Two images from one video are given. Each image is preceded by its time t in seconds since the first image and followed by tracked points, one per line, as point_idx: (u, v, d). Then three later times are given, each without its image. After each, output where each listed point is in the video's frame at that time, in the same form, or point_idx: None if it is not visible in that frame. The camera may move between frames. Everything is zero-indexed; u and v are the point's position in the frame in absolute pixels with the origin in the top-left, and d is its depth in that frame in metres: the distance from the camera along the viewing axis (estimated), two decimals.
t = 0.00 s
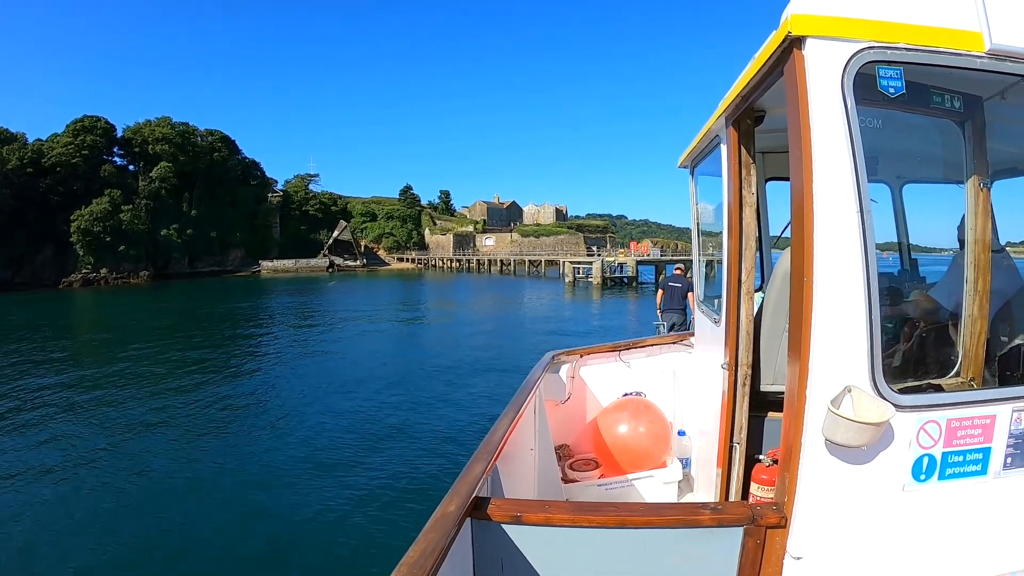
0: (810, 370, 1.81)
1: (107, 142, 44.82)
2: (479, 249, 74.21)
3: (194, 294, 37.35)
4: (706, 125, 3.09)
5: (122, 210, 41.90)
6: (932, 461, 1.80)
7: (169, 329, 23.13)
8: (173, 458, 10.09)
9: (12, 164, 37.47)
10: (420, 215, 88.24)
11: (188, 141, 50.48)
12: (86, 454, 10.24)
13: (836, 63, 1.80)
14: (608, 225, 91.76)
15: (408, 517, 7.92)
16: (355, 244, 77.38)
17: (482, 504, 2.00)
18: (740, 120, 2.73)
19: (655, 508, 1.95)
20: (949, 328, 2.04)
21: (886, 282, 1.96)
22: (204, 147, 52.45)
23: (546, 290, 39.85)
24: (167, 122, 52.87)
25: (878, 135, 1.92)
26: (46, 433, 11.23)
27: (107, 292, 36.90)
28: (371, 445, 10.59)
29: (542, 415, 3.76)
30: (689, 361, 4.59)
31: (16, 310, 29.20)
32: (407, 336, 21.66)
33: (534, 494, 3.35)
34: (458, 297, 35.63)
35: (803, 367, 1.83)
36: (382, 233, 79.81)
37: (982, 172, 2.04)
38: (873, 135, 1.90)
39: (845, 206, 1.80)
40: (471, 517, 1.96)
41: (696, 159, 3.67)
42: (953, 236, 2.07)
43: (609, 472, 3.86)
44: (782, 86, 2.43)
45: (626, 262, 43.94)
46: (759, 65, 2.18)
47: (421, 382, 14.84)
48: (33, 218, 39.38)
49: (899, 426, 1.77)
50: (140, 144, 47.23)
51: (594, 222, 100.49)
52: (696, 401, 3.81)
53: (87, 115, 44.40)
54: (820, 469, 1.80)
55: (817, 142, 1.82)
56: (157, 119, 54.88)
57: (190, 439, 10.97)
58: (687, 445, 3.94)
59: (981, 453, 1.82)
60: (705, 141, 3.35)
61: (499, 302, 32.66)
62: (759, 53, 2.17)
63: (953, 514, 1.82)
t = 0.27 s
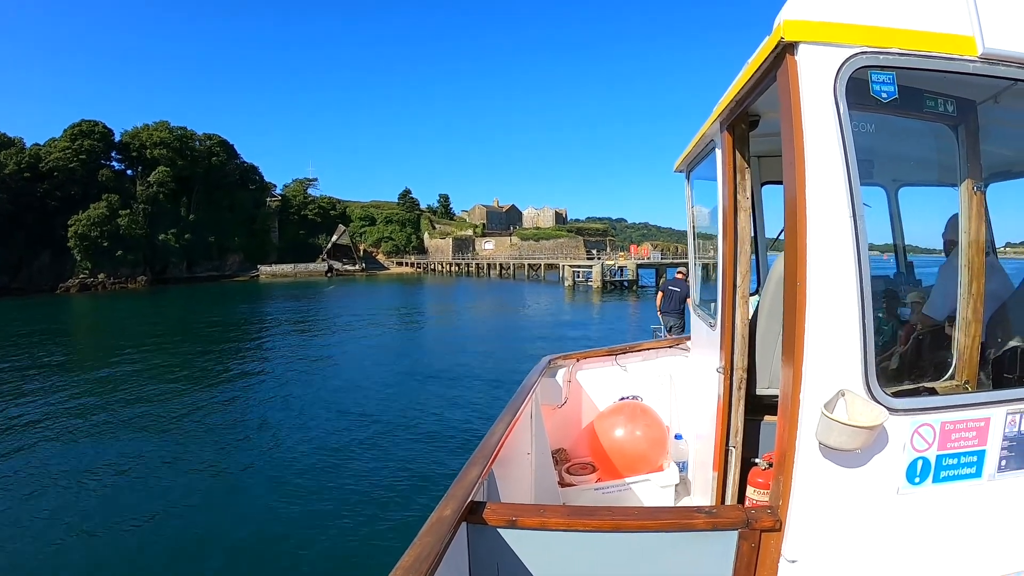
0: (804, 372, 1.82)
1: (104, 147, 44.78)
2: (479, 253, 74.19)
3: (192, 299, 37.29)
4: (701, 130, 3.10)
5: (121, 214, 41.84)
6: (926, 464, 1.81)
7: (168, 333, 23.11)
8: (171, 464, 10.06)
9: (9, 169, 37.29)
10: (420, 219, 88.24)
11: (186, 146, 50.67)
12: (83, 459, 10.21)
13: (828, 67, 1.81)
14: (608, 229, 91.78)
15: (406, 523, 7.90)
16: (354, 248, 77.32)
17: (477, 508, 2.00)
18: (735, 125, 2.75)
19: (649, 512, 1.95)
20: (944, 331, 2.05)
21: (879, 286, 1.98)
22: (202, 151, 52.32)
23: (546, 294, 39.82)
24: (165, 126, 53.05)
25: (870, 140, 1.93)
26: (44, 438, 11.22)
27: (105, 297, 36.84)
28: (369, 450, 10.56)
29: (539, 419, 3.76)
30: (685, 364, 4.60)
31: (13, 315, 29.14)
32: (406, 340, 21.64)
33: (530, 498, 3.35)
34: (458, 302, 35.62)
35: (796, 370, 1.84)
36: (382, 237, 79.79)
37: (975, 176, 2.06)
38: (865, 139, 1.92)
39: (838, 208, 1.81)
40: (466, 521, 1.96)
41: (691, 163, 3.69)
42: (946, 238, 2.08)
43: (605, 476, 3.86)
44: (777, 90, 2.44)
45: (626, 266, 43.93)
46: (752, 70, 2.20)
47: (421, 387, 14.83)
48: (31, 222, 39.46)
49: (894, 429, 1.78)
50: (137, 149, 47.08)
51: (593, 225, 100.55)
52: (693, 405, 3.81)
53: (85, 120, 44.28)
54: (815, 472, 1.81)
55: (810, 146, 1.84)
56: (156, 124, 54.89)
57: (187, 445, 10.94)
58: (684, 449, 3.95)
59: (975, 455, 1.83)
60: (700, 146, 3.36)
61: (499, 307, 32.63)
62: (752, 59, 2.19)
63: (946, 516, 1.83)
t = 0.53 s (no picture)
0: (800, 374, 1.82)
1: (102, 151, 44.68)
2: (479, 256, 74.15)
3: (191, 303, 37.18)
4: (698, 132, 3.11)
5: (120, 218, 41.63)
6: (923, 466, 1.80)
7: (166, 338, 23.06)
8: (169, 469, 10.02)
9: (7, 174, 37.05)
10: (419, 223, 88.22)
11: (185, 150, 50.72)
12: (81, 466, 10.17)
13: (823, 70, 1.81)
14: (608, 231, 91.87)
15: (406, 527, 7.89)
16: (354, 252, 77.26)
17: (474, 512, 1.99)
18: (731, 127, 2.74)
19: (647, 515, 1.94)
20: (941, 333, 2.05)
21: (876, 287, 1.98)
22: (201, 155, 52.23)
23: (546, 297, 39.81)
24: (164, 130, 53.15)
25: (866, 141, 1.93)
26: (42, 444, 11.19)
27: (103, 303, 36.76)
28: (369, 454, 10.54)
29: (537, 422, 3.75)
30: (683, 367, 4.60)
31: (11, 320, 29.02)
32: (406, 344, 21.61)
33: (529, 501, 3.34)
34: (459, 305, 35.60)
35: (792, 372, 1.84)
36: (381, 241, 79.75)
37: (969, 177, 2.07)
38: (861, 141, 1.92)
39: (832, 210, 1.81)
40: (463, 525, 1.95)
41: (688, 166, 3.70)
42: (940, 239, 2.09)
43: (604, 479, 3.85)
44: (771, 93, 2.45)
45: (626, 268, 43.97)
46: (747, 73, 2.21)
47: (421, 391, 14.81)
48: (30, 227, 39.43)
49: (890, 431, 1.78)
50: (136, 153, 46.94)
51: (594, 228, 100.57)
52: (690, 407, 3.81)
53: (83, 124, 44.16)
54: (812, 474, 1.81)
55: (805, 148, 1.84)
56: (154, 128, 54.83)
57: (186, 450, 10.91)
58: (682, 451, 3.94)
59: (973, 457, 1.83)
60: (697, 148, 3.37)
61: (500, 310, 32.60)
62: (747, 62, 2.20)
63: (944, 517, 1.82)
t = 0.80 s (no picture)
0: (801, 374, 1.82)
1: (104, 155, 44.88)
2: (483, 258, 74.12)
3: (193, 307, 37.24)
4: (698, 133, 3.11)
5: (121, 223, 41.74)
6: (927, 466, 1.79)
7: (170, 342, 23.12)
8: (172, 473, 10.04)
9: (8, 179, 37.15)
10: (423, 225, 88.31)
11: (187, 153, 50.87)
12: (84, 470, 10.20)
13: (823, 70, 1.80)
14: (613, 231, 91.66)
15: (409, 530, 7.87)
16: (357, 254, 77.30)
17: (476, 515, 1.99)
18: (732, 128, 2.74)
19: (648, 517, 1.94)
20: (944, 333, 2.04)
21: (878, 288, 1.98)
22: (203, 159, 52.46)
23: (550, 299, 39.73)
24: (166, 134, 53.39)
25: (867, 141, 1.93)
26: (46, 448, 11.24)
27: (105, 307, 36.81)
28: (373, 457, 10.54)
29: (539, 423, 3.75)
30: (685, 367, 4.60)
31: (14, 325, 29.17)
32: (410, 347, 21.59)
33: (530, 503, 3.33)
34: (463, 307, 35.60)
35: (794, 372, 1.84)
36: (385, 243, 79.83)
37: (970, 176, 2.07)
38: (861, 141, 1.91)
39: (833, 210, 1.81)
40: (465, 527, 1.95)
41: (689, 167, 3.70)
42: (942, 239, 2.08)
43: (606, 480, 3.83)
44: (771, 94, 2.45)
45: (631, 269, 43.85)
46: (747, 73, 2.20)
47: (425, 393, 14.82)
48: (31, 231, 39.70)
49: (892, 431, 1.77)
50: (138, 157, 47.16)
51: (598, 229, 100.49)
52: (692, 407, 3.80)
53: (85, 129, 44.39)
54: (814, 475, 1.80)
55: (806, 150, 1.84)
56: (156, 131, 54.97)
57: (189, 454, 10.93)
58: (683, 452, 3.95)
59: (975, 457, 1.82)
60: (698, 149, 3.36)
61: (504, 312, 32.54)
62: (746, 62, 2.19)
63: (948, 518, 1.81)
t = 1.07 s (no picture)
0: (807, 375, 1.82)
1: (111, 159, 45.58)
2: (490, 259, 74.16)
3: (200, 311, 37.53)
4: (703, 133, 3.09)
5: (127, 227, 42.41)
6: (934, 467, 1.78)
7: (179, 346, 23.29)
8: (181, 477, 10.12)
9: (16, 183, 37.65)
10: (430, 226, 88.46)
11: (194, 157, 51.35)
12: (94, 474, 10.32)
13: (827, 68, 1.80)
14: (621, 231, 91.43)
15: (416, 533, 7.89)
16: (365, 256, 77.59)
17: (482, 516, 1.99)
18: (736, 127, 2.73)
19: (655, 519, 1.94)
20: (951, 332, 2.02)
21: (886, 287, 1.97)
22: (210, 162, 53.42)
23: (558, 300, 39.68)
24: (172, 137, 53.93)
25: (872, 140, 1.92)
26: (58, 452, 11.39)
27: (111, 311, 37.05)
28: (381, 460, 10.57)
29: (545, 424, 3.75)
30: (692, 367, 4.58)
31: (25, 329, 29.49)
32: (418, 349, 21.61)
33: (537, 504, 3.33)
34: (471, 309, 35.62)
35: (800, 373, 1.83)
36: (392, 245, 80.04)
37: (978, 173, 2.04)
38: (866, 138, 1.91)
39: (838, 208, 1.80)
40: (471, 529, 1.96)
41: (695, 166, 3.69)
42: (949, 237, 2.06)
43: (613, 481, 3.82)
44: (777, 91, 2.43)
45: (640, 269, 43.72)
46: (752, 72, 2.20)
47: (433, 395, 14.83)
48: (37, 234, 40.07)
49: (899, 431, 1.76)
50: (144, 161, 47.89)
51: (606, 229, 100.28)
52: (699, 408, 3.78)
53: (91, 134, 45.15)
54: (819, 475, 1.79)
55: (811, 148, 1.83)
56: (163, 135, 55.48)
57: (199, 457, 11.02)
58: (691, 453, 3.93)
59: (983, 457, 1.80)
60: (703, 148, 3.35)
61: (512, 313, 32.52)
62: (751, 61, 2.19)
63: (955, 518, 1.80)
